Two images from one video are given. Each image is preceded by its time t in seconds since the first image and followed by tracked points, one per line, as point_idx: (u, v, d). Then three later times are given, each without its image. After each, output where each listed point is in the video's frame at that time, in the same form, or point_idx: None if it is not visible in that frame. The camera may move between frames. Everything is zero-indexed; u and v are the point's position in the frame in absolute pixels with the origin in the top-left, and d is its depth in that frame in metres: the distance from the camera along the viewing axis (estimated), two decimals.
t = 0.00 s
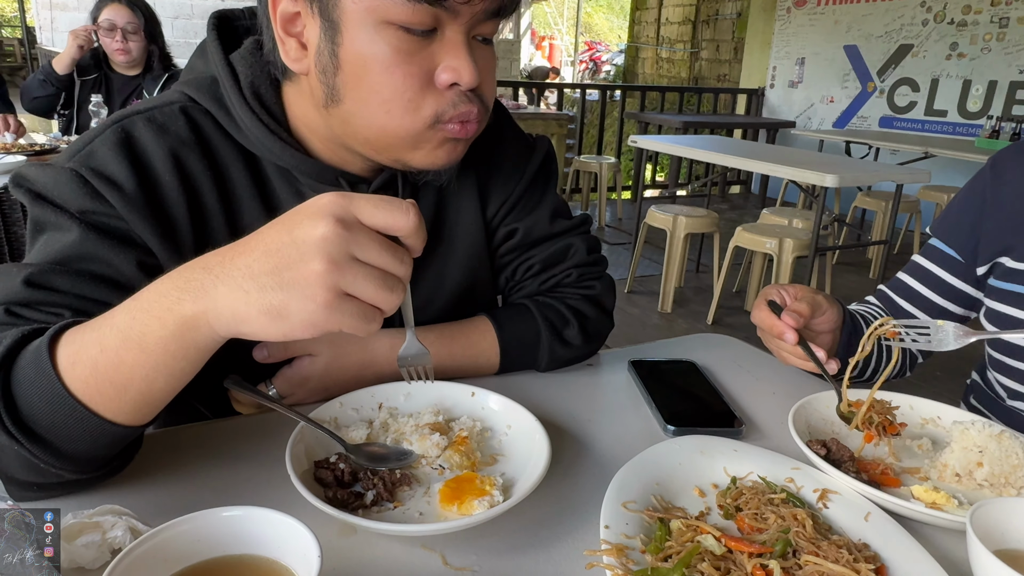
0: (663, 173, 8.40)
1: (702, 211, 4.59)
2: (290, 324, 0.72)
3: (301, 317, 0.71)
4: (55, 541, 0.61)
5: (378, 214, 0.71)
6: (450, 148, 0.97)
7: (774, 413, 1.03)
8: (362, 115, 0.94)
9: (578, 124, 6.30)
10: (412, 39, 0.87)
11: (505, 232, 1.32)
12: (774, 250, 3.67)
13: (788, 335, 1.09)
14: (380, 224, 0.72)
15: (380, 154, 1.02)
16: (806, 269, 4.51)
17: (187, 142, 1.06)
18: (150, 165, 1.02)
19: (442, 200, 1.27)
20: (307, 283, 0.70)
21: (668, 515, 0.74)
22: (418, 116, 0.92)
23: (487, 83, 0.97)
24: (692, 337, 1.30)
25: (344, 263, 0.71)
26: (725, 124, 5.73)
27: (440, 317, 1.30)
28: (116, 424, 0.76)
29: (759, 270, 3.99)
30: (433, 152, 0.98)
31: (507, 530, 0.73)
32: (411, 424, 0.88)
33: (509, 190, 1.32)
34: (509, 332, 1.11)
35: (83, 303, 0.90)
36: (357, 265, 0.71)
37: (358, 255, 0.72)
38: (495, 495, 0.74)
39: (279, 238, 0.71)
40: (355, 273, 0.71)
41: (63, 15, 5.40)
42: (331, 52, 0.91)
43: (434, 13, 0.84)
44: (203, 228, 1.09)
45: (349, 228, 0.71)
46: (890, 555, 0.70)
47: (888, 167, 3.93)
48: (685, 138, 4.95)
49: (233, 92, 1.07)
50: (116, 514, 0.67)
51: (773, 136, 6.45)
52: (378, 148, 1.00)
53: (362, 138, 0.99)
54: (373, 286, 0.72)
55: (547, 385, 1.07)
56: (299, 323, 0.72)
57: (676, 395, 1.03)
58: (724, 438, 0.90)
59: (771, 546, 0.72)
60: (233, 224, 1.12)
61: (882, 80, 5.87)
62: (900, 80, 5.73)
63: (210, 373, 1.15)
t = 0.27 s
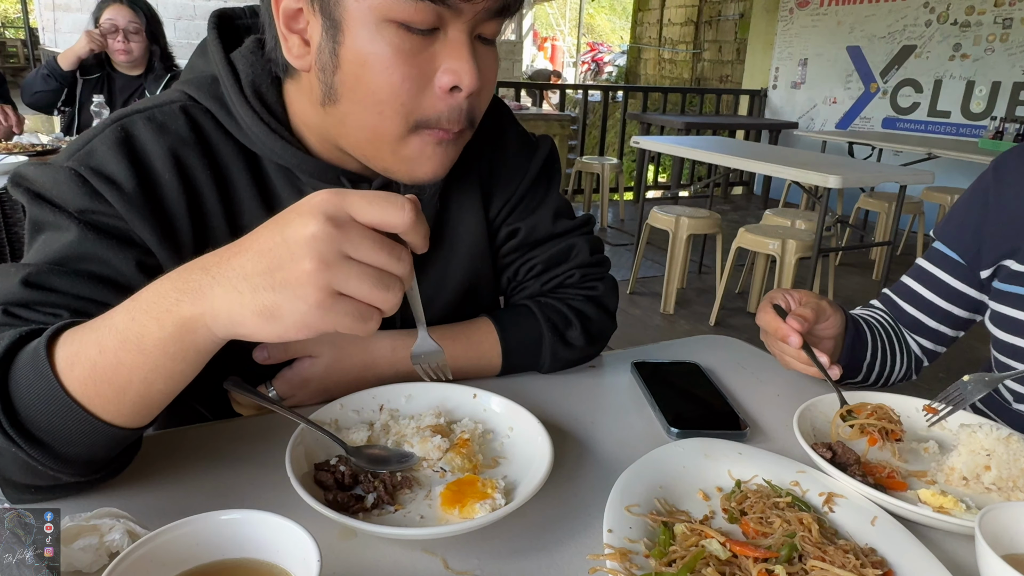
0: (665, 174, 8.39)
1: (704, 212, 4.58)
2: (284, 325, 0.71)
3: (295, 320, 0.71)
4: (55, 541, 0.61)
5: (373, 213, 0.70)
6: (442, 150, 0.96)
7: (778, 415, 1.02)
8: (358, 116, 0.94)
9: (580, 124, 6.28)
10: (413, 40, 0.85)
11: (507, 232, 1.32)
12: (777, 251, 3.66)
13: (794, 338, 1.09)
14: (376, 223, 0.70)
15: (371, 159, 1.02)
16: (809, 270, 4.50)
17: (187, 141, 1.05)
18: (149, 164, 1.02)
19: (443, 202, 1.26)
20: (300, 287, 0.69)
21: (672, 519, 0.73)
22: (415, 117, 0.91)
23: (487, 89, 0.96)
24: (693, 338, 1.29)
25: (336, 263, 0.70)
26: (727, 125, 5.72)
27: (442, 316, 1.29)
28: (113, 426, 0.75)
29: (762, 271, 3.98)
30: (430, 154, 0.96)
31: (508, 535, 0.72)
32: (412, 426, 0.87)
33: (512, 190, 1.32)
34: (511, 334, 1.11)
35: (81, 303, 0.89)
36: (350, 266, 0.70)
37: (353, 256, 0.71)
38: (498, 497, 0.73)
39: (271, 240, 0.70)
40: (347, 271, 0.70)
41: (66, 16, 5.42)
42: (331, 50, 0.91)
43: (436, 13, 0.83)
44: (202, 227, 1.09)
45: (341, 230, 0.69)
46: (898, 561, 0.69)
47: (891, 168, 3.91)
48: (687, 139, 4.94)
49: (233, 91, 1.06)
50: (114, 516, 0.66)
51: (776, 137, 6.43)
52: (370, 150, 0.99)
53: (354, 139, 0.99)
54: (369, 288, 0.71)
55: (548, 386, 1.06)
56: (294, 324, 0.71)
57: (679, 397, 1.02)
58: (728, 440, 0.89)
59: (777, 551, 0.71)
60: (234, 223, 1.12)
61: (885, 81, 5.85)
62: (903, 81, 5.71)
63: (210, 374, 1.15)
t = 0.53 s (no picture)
0: (666, 175, 8.39)
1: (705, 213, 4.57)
2: (297, 338, 0.70)
3: (308, 331, 0.70)
4: (55, 542, 0.60)
5: (381, 209, 0.67)
6: (457, 129, 0.96)
7: (780, 417, 1.02)
8: (369, 90, 0.94)
9: (581, 126, 6.28)
10: (422, 16, 0.87)
11: (511, 225, 1.33)
12: (778, 252, 3.65)
13: (800, 333, 1.08)
14: (383, 220, 0.68)
15: (386, 134, 1.02)
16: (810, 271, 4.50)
17: (199, 135, 1.06)
18: (162, 157, 1.02)
19: (449, 191, 1.28)
20: (310, 296, 0.68)
21: (675, 522, 0.73)
22: (424, 92, 0.92)
23: (497, 68, 0.97)
24: (698, 340, 1.30)
25: (338, 271, 0.67)
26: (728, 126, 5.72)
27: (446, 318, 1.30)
28: (135, 435, 0.75)
29: (763, 272, 3.97)
30: (437, 133, 0.96)
31: (512, 537, 0.71)
32: (414, 427, 0.87)
33: (517, 181, 1.33)
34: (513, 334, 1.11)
35: (98, 301, 0.89)
36: (354, 270, 0.68)
37: (356, 260, 0.68)
38: (500, 500, 0.73)
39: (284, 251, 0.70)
40: (347, 276, 0.68)
41: (67, 17, 5.43)
42: (343, 25, 0.93)
43: None
44: (213, 223, 1.09)
45: (341, 238, 0.67)
46: (903, 563, 0.69)
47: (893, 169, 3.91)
48: (688, 140, 4.95)
49: (244, 82, 1.08)
50: (114, 519, 0.66)
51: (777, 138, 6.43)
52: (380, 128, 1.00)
53: (369, 115, 0.99)
54: (374, 291, 0.68)
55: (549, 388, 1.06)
56: (309, 335, 0.70)
57: (680, 398, 1.02)
58: (732, 443, 0.89)
59: (781, 554, 0.71)
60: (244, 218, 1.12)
61: (885, 82, 5.85)
62: (904, 82, 5.71)
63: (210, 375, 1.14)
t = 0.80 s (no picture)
0: (664, 178, 8.41)
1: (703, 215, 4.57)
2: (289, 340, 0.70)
3: (381, 348, 0.66)
4: (55, 543, 0.60)
5: (480, 265, 0.73)
6: (454, 127, 0.96)
7: (776, 419, 1.01)
8: (370, 84, 0.96)
9: (579, 128, 6.28)
10: (424, 15, 0.87)
11: (509, 221, 1.36)
12: (776, 254, 3.65)
13: (793, 330, 1.09)
14: (480, 273, 0.74)
15: (384, 130, 1.03)
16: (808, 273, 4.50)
17: (217, 118, 1.08)
18: (183, 134, 1.04)
19: (451, 189, 1.32)
20: (394, 313, 0.66)
21: (670, 526, 0.72)
22: (425, 89, 0.92)
23: (496, 70, 0.96)
24: (698, 342, 1.29)
25: (433, 295, 0.66)
26: (726, 128, 5.72)
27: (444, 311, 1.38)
28: (145, 418, 0.73)
29: (761, 274, 3.97)
30: (435, 131, 0.97)
31: (506, 539, 0.71)
32: (408, 430, 0.87)
33: (516, 180, 1.36)
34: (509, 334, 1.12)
35: (119, 259, 0.88)
36: (446, 298, 0.67)
37: (449, 293, 0.68)
38: (493, 504, 0.72)
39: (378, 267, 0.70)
40: (442, 306, 0.66)
41: (65, 19, 5.41)
42: (349, 22, 0.94)
43: None
44: (224, 209, 1.09)
45: (441, 267, 0.69)
46: (897, 565, 0.69)
47: (891, 171, 3.91)
48: (686, 142, 4.95)
49: (259, 76, 1.11)
50: (104, 522, 0.65)
51: (775, 140, 6.44)
52: (381, 124, 1.01)
53: (370, 110, 1.00)
54: (461, 323, 0.67)
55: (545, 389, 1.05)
56: (377, 354, 0.66)
57: (676, 401, 1.02)
58: (728, 445, 0.89)
59: (776, 556, 0.70)
60: (253, 204, 1.13)
61: (883, 84, 5.86)
62: (902, 84, 5.72)
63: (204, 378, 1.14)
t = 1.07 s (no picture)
0: (660, 182, 8.44)
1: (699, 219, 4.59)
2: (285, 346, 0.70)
3: (458, 372, 0.63)
4: (55, 543, 0.60)
5: (544, 301, 0.74)
6: (453, 132, 0.97)
7: (769, 422, 1.02)
8: (372, 87, 0.97)
9: (574, 132, 6.30)
10: (425, 18, 0.87)
11: (505, 223, 1.37)
12: (771, 258, 3.67)
13: (796, 339, 1.10)
14: (545, 308, 0.74)
15: (383, 133, 1.04)
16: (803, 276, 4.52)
17: (232, 113, 1.09)
18: (202, 124, 1.04)
19: (451, 191, 1.33)
20: (473, 337, 0.64)
21: (661, 527, 0.73)
22: (424, 94, 0.93)
23: (496, 74, 0.97)
24: (692, 344, 1.30)
25: (508, 323, 0.66)
26: (721, 132, 5.75)
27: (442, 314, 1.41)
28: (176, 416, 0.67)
29: (756, 277, 3.99)
30: (435, 133, 0.98)
31: (500, 540, 0.71)
32: (401, 433, 0.87)
33: (513, 182, 1.37)
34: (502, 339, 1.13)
35: (142, 233, 0.87)
36: (523, 327, 0.67)
37: (524, 322, 0.68)
38: (486, 506, 0.73)
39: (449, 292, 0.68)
40: (517, 334, 0.65)
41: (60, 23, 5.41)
42: (351, 26, 0.95)
43: None
44: (236, 202, 1.10)
45: (515, 298, 0.70)
46: (885, 565, 0.70)
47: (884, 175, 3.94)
48: (681, 146, 4.97)
49: (266, 77, 1.11)
50: (98, 525, 0.65)
51: (769, 144, 6.47)
52: (384, 126, 1.01)
53: (370, 113, 1.01)
54: (538, 354, 0.66)
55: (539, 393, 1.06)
56: (456, 378, 0.63)
57: (670, 405, 1.02)
58: (720, 447, 0.89)
59: (766, 557, 0.71)
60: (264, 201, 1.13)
61: (877, 89, 5.90)
62: (895, 89, 5.76)
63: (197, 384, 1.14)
